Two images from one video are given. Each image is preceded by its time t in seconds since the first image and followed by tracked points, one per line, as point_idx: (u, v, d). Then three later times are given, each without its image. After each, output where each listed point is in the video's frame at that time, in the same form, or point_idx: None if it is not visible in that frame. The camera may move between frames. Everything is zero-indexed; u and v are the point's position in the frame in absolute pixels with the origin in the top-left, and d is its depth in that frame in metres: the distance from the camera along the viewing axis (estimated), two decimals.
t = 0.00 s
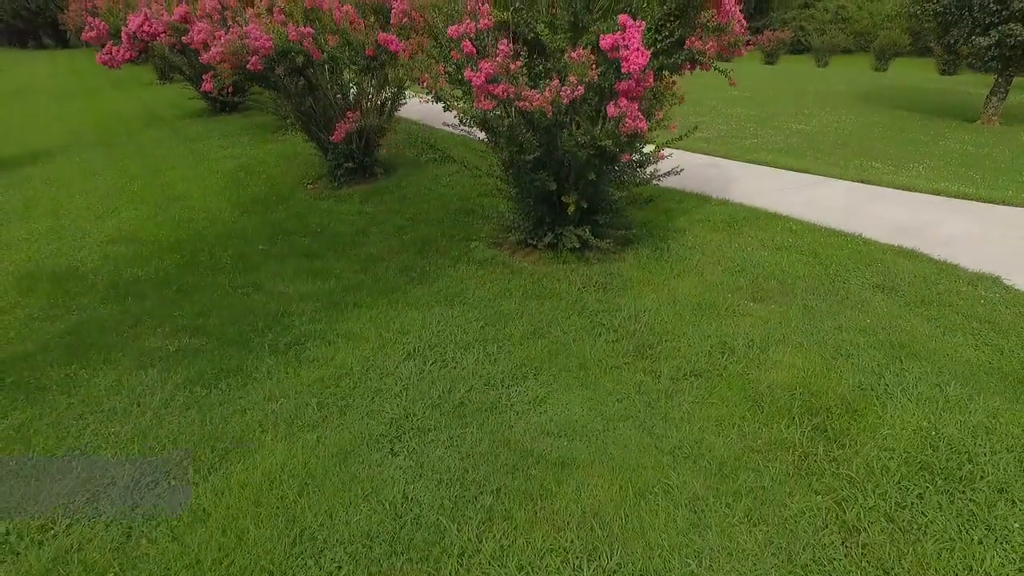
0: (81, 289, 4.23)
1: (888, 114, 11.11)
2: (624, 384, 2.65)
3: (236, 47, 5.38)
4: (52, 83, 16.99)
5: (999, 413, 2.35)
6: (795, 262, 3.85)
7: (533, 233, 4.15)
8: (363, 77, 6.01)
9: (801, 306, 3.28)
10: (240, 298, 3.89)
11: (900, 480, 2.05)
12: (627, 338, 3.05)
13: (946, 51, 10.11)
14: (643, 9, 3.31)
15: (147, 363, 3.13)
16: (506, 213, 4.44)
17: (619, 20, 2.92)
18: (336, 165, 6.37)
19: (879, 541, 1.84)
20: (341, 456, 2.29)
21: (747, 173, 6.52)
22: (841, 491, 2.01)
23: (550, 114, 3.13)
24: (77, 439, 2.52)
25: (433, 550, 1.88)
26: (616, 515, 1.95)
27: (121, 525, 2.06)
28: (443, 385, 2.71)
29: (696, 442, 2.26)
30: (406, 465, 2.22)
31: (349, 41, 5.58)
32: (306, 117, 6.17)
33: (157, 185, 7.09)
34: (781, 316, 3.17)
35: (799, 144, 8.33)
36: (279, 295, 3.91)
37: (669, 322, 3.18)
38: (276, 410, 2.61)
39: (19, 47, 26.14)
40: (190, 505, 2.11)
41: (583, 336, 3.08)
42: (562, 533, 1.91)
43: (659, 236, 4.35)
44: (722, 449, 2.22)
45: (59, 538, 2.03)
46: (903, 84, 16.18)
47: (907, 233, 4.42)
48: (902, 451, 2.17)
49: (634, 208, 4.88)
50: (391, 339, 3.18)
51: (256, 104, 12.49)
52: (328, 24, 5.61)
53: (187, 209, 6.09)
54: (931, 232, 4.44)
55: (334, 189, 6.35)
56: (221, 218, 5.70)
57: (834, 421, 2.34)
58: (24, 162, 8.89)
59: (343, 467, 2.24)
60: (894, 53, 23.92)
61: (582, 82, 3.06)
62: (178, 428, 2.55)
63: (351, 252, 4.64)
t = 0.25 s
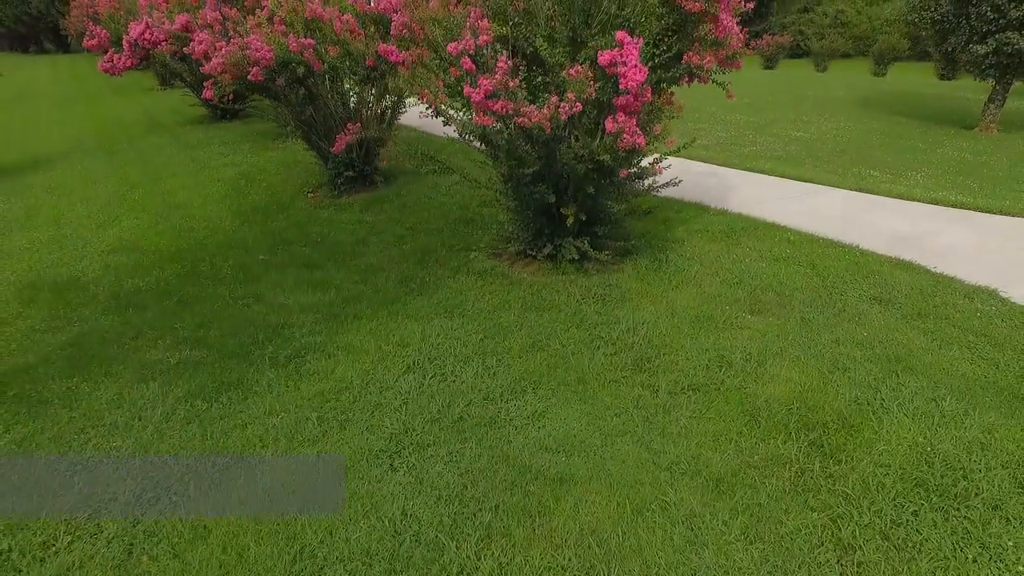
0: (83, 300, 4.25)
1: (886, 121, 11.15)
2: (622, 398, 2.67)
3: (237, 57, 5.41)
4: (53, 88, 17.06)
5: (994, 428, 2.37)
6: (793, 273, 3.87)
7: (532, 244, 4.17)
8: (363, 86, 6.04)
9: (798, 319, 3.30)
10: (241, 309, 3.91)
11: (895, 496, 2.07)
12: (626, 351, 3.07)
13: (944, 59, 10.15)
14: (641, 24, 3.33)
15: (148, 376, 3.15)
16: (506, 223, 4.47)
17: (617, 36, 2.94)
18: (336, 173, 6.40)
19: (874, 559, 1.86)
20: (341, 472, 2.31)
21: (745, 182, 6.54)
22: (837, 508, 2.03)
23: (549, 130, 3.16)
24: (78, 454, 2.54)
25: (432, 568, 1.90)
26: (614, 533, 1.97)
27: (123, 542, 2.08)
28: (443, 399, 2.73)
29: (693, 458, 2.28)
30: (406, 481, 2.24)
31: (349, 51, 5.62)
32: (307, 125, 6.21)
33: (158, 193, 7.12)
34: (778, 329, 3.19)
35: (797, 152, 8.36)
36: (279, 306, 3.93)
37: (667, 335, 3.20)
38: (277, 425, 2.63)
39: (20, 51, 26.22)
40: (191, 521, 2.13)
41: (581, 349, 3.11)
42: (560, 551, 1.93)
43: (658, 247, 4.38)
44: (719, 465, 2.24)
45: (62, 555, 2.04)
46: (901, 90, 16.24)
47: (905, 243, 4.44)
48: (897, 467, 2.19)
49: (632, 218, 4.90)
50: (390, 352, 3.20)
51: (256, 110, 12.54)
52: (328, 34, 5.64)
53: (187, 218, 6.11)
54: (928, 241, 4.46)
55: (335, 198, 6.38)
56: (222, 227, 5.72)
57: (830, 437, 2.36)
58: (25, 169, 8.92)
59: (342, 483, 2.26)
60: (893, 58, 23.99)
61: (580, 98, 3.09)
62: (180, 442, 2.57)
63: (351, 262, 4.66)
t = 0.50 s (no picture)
0: (84, 311, 4.27)
1: (885, 129, 11.20)
2: (620, 414, 2.69)
3: (238, 69, 5.44)
4: (55, 95, 17.11)
5: (989, 445, 2.39)
6: (790, 285, 3.89)
7: (531, 256, 4.19)
8: (364, 97, 6.07)
9: (795, 332, 3.32)
10: (241, 322, 3.93)
11: (891, 515, 2.09)
12: (624, 366, 3.09)
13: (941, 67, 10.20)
14: (638, 40, 3.35)
15: (149, 390, 3.16)
16: (505, 235, 4.49)
17: (615, 54, 2.96)
18: (337, 183, 6.44)
19: None
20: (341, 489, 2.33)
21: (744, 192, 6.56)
22: (833, 527, 2.04)
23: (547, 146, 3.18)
24: (79, 470, 2.55)
25: None
26: (611, 551, 1.99)
27: (124, 560, 2.09)
28: (442, 414, 2.75)
29: (691, 475, 2.29)
30: (405, 499, 2.25)
31: (350, 62, 5.65)
32: (307, 136, 6.24)
33: (159, 203, 7.14)
34: (776, 343, 3.21)
35: (795, 160, 8.40)
36: (279, 318, 3.95)
37: (665, 349, 3.22)
38: (276, 440, 2.65)
39: (22, 57, 26.31)
40: (192, 539, 2.15)
41: (580, 364, 3.12)
42: (558, 569, 1.94)
43: (656, 258, 4.40)
44: (716, 482, 2.25)
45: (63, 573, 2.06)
46: (900, 96, 16.30)
47: (903, 254, 4.45)
48: (893, 484, 2.20)
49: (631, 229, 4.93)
50: (390, 366, 3.22)
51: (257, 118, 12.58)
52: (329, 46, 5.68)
53: (188, 228, 6.14)
54: (926, 253, 4.47)
55: (335, 208, 6.41)
56: (222, 237, 5.74)
57: (827, 453, 2.38)
58: (27, 177, 8.95)
59: (342, 500, 2.28)
60: (891, 63, 24.08)
61: (578, 115, 3.11)
62: (180, 458, 2.58)
63: (351, 273, 4.68)
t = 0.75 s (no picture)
0: (85, 325, 4.29)
1: (883, 138, 11.25)
2: (618, 432, 2.70)
3: (239, 83, 5.47)
4: (57, 103, 17.18)
5: (985, 464, 2.40)
6: (788, 300, 3.91)
7: (531, 270, 4.22)
8: (364, 110, 6.10)
9: (793, 348, 3.33)
10: (241, 336, 3.95)
11: (887, 535, 2.10)
12: (623, 382, 3.11)
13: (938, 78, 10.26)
14: (637, 58, 3.38)
15: (150, 406, 3.18)
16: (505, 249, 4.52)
17: (613, 73, 2.99)
18: (337, 195, 6.47)
19: None
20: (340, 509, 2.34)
21: (742, 203, 6.59)
22: (830, 547, 2.06)
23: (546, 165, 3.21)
24: (80, 489, 2.57)
25: None
26: (609, 573, 2.00)
27: None
28: (441, 432, 2.77)
29: (689, 494, 2.31)
30: (404, 519, 2.27)
31: (350, 76, 5.68)
32: (308, 148, 6.27)
33: (160, 214, 7.17)
34: (774, 359, 3.23)
35: (794, 171, 8.44)
36: (280, 332, 3.96)
37: (663, 365, 3.23)
38: (277, 458, 2.66)
39: (24, 65, 26.44)
40: (192, 559, 2.16)
41: (578, 380, 3.14)
42: None
43: (655, 272, 4.42)
44: (714, 501, 2.27)
45: None
46: (898, 104, 16.39)
47: (900, 268, 4.46)
48: (890, 504, 2.22)
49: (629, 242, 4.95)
50: (390, 382, 3.23)
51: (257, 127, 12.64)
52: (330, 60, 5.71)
53: (189, 240, 6.16)
54: (923, 266, 4.49)
55: (335, 220, 6.44)
56: (223, 250, 5.77)
57: (824, 472, 2.39)
58: (29, 188, 8.99)
59: (342, 520, 2.29)
60: (889, 71, 24.20)
61: (576, 135, 3.15)
62: (181, 477, 2.60)
63: (351, 287, 4.70)
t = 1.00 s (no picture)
0: (86, 341, 4.30)
1: (881, 151, 11.30)
2: (617, 452, 2.72)
3: (241, 99, 5.51)
4: (59, 114, 17.26)
5: (982, 486, 2.41)
6: (786, 316, 3.93)
7: (531, 285, 4.24)
8: (365, 125, 6.14)
9: (791, 366, 3.35)
10: (242, 353, 3.96)
11: (885, 559, 2.12)
12: (622, 401, 3.12)
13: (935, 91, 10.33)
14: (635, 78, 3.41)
15: (150, 424, 3.19)
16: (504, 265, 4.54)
17: (611, 95, 3.02)
18: (337, 209, 6.50)
19: None
20: (341, 530, 2.36)
21: (740, 217, 6.61)
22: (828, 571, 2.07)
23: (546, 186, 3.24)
24: (80, 510, 2.58)
25: None
26: None
27: None
28: (441, 452, 2.78)
29: (688, 517, 2.32)
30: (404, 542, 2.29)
31: (351, 92, 5.72)
32: (309, 162, 6.30)
33: (161, 227, 7.20)
34: (772, 377, 3.24)
35: (792, 184, 8.48)
36: (280, 349, 3.98)
37: (662, 384, 3.25)
38: (277, 479, 2.68)
39: (26, 76, 26.57)
40: None
41: (577, 399, 3.16)
42: None
43: (654, 288, 4.44)
44: (712, 524, 2.28)
45: None
46: (896, 116, 16.47)
47: (898, 283, 4.48)
48: (888, 527, 2.23)
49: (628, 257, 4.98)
50: (390, 400, 3.24)
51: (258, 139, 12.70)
52: (331, 76, 5.75)
53: (190, 254, 6.18)
54: (921, 282, 4.50)
55: (336, 234, 6.46)
56: (224, 264, 5.79)
57: (822, 494, 2.41)
58: (30, 200, 9.02)
59: (342, 541, 2.31)
60: (887, 82, 24.32)
61: (575, 156, 3.17)
62: (182, 498, 2.61)
63: (351, 302, 4.71)
